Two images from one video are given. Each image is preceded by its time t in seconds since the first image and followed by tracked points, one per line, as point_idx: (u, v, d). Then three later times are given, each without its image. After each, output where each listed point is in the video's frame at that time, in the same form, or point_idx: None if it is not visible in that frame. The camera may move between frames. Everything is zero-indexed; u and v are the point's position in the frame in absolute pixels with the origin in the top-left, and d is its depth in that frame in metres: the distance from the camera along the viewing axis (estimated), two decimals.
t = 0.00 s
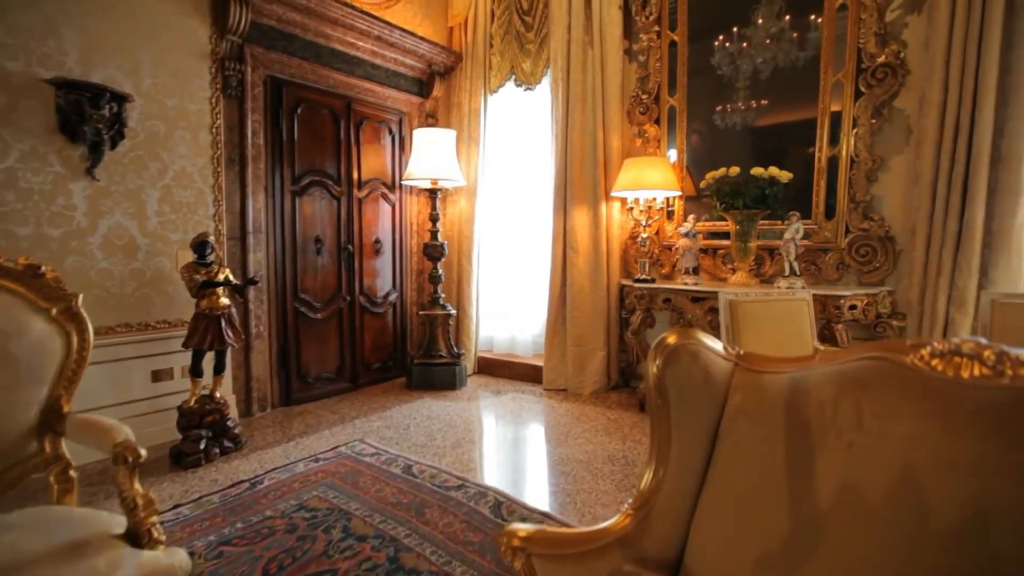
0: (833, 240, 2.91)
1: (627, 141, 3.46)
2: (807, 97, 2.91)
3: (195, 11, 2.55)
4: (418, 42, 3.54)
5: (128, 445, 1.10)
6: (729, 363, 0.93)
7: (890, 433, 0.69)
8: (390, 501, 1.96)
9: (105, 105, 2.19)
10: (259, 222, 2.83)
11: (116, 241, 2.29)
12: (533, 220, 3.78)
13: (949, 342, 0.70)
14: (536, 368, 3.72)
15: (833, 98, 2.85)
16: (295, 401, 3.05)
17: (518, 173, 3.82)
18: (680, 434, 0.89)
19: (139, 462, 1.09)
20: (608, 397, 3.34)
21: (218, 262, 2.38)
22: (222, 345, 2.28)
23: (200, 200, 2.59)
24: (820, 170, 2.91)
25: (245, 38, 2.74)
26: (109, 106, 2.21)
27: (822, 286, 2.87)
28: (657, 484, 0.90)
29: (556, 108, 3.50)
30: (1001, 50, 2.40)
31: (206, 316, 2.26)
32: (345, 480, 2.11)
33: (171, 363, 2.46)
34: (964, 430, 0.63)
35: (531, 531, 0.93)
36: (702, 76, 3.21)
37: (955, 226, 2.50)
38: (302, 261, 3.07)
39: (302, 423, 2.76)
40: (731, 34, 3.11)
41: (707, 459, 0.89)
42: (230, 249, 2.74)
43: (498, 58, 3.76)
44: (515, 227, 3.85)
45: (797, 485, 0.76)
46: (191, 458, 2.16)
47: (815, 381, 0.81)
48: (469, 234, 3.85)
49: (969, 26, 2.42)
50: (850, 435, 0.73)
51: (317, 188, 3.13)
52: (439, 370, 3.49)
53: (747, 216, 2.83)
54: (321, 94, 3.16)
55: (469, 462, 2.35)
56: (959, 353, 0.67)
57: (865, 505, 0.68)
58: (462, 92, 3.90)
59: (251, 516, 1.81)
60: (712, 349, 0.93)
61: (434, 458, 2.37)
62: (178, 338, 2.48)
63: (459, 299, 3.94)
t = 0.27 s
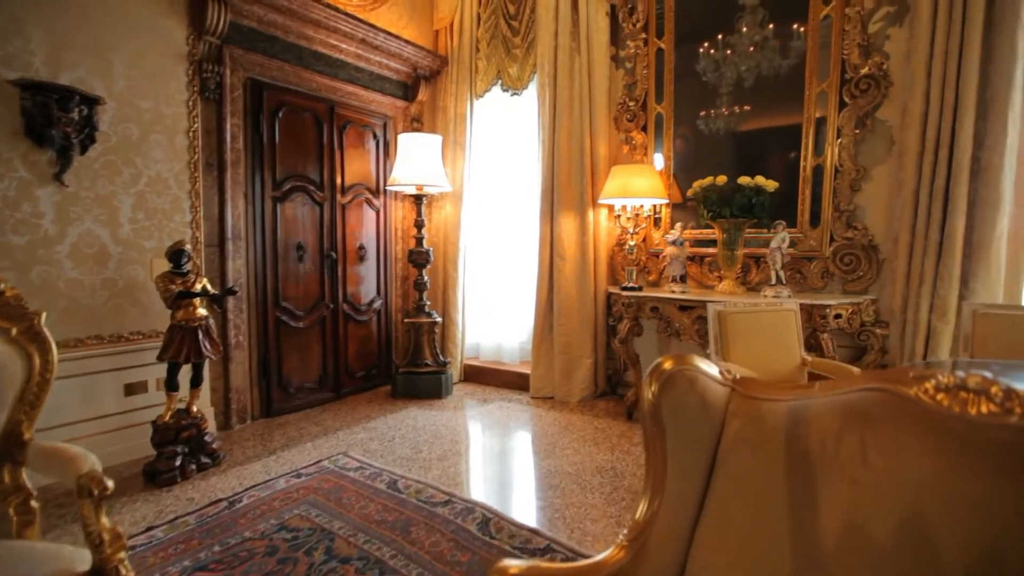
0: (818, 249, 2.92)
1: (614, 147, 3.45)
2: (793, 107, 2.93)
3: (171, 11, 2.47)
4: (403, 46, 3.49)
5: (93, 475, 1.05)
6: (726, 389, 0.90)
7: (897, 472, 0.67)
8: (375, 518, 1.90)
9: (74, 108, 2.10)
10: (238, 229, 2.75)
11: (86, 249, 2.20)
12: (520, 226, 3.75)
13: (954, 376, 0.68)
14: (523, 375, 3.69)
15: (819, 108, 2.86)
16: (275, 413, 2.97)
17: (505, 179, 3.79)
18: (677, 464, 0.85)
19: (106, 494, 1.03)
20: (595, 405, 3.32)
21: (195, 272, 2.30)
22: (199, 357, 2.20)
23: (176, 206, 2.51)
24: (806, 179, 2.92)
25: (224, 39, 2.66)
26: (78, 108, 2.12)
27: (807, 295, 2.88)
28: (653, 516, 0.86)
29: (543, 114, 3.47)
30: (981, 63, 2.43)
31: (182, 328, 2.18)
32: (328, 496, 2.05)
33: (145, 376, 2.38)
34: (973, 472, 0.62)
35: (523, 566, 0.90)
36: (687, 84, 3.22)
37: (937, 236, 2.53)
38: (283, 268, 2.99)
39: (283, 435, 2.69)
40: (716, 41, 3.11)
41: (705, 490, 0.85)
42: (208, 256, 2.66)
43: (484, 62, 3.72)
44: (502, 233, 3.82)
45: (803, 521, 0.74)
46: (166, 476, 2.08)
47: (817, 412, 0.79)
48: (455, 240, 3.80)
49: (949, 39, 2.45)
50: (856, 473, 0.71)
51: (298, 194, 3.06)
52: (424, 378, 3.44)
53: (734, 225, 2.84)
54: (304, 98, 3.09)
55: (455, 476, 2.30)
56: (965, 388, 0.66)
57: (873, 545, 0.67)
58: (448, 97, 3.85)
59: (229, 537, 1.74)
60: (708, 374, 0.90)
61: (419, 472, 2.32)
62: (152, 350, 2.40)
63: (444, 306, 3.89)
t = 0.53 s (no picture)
0: (801, 259, 2.93)
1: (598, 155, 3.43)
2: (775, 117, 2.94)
3: (141, 11, 2.38)
4: (385, 50, 3.42)
5: (48, 518, 1.04)
6: (722, 421, 0.88)
7: (905, 519, 0.66)
8: (356, 541, 1.84)
9: (35, 112, 1.99)
10: (213, 238, 2.66)
11: (49, 260, 2.10)
12: (504, 234, 3.72)
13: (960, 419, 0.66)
14: (507, 385, 3.65)
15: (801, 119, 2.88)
16: (252, 427, 2.88)
17: (489, 186, 3.75)
18: (674, 503, 0.84)
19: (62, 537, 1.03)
20: (580, 415, 3.30)
21: (165, 283, 2.20)
22: (169, 373, 2.10)
23: (146, 215, 2.41)
24: (789, 190, 2.93)
25: (198, 41, 2.57)
26: (40, 112, 2.01)
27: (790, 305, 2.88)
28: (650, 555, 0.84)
29: (528, 121, 3.43)
30: (959, 78, 2.47)
31: (152, 343, 2.09)
32: (308, 517, 1.98)
33: (113, 393, 2.27)
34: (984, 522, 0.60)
35: None
36: (671, 92, 3.21)
37: (916, 248, 2.56)
38: (260, 278, 2.91)
39: (260, 451, 2.61)
40: (698, 50, 3.12)
41: (702, 530, 0.83)
42: (181, 266, 2.56)
43: (468, 67, 3.68)
44: (486, 241, 3.78)
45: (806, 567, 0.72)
46: (135, 498, 1.99)
47: (817, 450, 0.77)
48: (438, 247, 3.75)
49: (928, 55, 2.49)
50: (863, 520, 0.69)
51: (276, 201, 2.97)
52: (407, 389, 3.38)
53: (719, 235, 2.84)
54: (282, 102, 3.01)
55: (439, 494, 2.24)
56: (971, 433, 0.64)
57: None
58: (431, 102, 3.80)
59: (200, 566, 1.66)
60: (704, 407, 0.88)
61: (401, 490, 2.26)
62: (122, 365, 2.29)
63: (427, 314, 3.83)
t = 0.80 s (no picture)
0: (784, 269, 2.94)
1: (583, 163, 3.41)
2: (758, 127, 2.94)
3: (108, 11, 2.28)
4: (366, 54, 3.35)
5: None
6: (717, 456, 0.84)
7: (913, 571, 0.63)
8: (336, 566, 1.78)
9: None
10: (185, 248, 2.57)
11: (7, 273, 2.00)
12: (487, 242, 3.67)
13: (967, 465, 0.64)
14: (491, 395, 3.61)
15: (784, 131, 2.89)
16: (227, 442, 2.79)
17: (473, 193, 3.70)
18: (668, 545, 0.80)
19: None
20: (565, 426, 3.27)
21: (134, 296, 2.11)
22: (137, 392, 2.01)
23: (113, 224, 2.31)
24: (772, 201, 2.94)
25: (169, 42, 2.47)
26: None
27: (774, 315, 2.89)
28: None
29: (511, 128, 3.39)
30: (937, 92, 2.50)
31: (119, 360, 1.99)
32: (285, 541, 1.90)
33: (78, 412, 2.17)
34: None
35: None
36: (655, 101, 3.20)
37: (896, 260, 2.59)
38: (235, 288, 2.81)
39: (235, 469, 2.52)
40: (681, 58, 3.11)
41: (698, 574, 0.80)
42: (151, 277, 2.47)
43: (451, 72, 3.63)
44: (470, 249, 3.74)
45: None
46: (100, 524, 1.89)
47: (817, 493, 0.74)
48: (420, 255, 3.69)
49: (907, 69, 2.52)
50: (866, 570, 0.66)
51: (253, 209, 2.88)
52: (389, 401, 3.31)
53: (704, 246, 2.84)
54: (259, 107, 2.92)
55: (422, 512, 2.18)
56: (977, 480, 0.62)
57: None
58: (413, 107, 3.74)
59: None
60: (699, 442, 0.85)
61: (383, 508, 2.19)
62: (88, 382, 2.19)
63: (409, 323, 3.76)
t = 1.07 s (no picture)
0: (769, 277, 2.94)
1: (569, 170, 3.39)
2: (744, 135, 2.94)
3: (77, 10, 2.19)
4: (349, 56, 3.29)
5: None
6: (712, 486, 0.83)
7: None
8: None
9: None
10: (160, 256, 2.49)
11: None
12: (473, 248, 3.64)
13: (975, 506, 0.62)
14: (476, 403, 3.57)
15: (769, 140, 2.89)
16: (204, 456, 2.70)
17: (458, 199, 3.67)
18: None
19: None
20: (552, 434, 3.25)
21: (103, 308, 2.02)
22: (106, 409, 1.93)
23: (82, 232, 2.22)
24: (757, 209, 2.94)
25: (142, 42, 2.39)
26: None
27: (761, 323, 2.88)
28: None
29: (497, 133, 3.36)
30: (919, 103, 2.53)
31: (87, 375, 1.91)
32: (264, 562, 1.84)
33: (43, 429, 2.09)
34: None
35: None
36: (641, 107, 3.19)
37: (879, 268, 2.61)
38: (212, 297, 2.74)
39: (212, 484, 2.44)
40: (667, 63, 3.11)
41: None
42: (123, 286, 2.38)
43: (436, 76, 3.59)
44: (455, 255, 3.70)
45: None
46: (67, 548, 1.80)
47: (816, 530, 0.72)
48: (404, 261, 3.64)
49: (889, 80, 2.55)
50: None
51: (231, 215, 2.81)
52: (373, 411, 3.25)
53: (690, 254, 2.83)
54: (238, 110, 2.85)
55: (406, 528, 2.13)
56: (984, 520, 0.60)
57: None
58: (398, 111, 3.68)
59: None
60: (694, 474, 0.82)
61: (366, 525, 2.14)
62: (53, 399, 2.12)
63: (394, 331, 3.71)
